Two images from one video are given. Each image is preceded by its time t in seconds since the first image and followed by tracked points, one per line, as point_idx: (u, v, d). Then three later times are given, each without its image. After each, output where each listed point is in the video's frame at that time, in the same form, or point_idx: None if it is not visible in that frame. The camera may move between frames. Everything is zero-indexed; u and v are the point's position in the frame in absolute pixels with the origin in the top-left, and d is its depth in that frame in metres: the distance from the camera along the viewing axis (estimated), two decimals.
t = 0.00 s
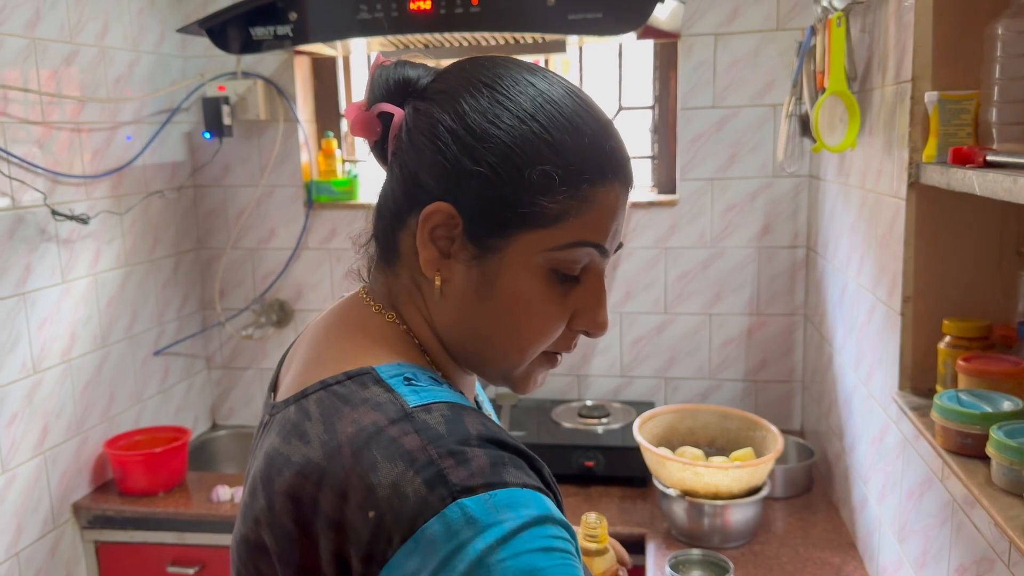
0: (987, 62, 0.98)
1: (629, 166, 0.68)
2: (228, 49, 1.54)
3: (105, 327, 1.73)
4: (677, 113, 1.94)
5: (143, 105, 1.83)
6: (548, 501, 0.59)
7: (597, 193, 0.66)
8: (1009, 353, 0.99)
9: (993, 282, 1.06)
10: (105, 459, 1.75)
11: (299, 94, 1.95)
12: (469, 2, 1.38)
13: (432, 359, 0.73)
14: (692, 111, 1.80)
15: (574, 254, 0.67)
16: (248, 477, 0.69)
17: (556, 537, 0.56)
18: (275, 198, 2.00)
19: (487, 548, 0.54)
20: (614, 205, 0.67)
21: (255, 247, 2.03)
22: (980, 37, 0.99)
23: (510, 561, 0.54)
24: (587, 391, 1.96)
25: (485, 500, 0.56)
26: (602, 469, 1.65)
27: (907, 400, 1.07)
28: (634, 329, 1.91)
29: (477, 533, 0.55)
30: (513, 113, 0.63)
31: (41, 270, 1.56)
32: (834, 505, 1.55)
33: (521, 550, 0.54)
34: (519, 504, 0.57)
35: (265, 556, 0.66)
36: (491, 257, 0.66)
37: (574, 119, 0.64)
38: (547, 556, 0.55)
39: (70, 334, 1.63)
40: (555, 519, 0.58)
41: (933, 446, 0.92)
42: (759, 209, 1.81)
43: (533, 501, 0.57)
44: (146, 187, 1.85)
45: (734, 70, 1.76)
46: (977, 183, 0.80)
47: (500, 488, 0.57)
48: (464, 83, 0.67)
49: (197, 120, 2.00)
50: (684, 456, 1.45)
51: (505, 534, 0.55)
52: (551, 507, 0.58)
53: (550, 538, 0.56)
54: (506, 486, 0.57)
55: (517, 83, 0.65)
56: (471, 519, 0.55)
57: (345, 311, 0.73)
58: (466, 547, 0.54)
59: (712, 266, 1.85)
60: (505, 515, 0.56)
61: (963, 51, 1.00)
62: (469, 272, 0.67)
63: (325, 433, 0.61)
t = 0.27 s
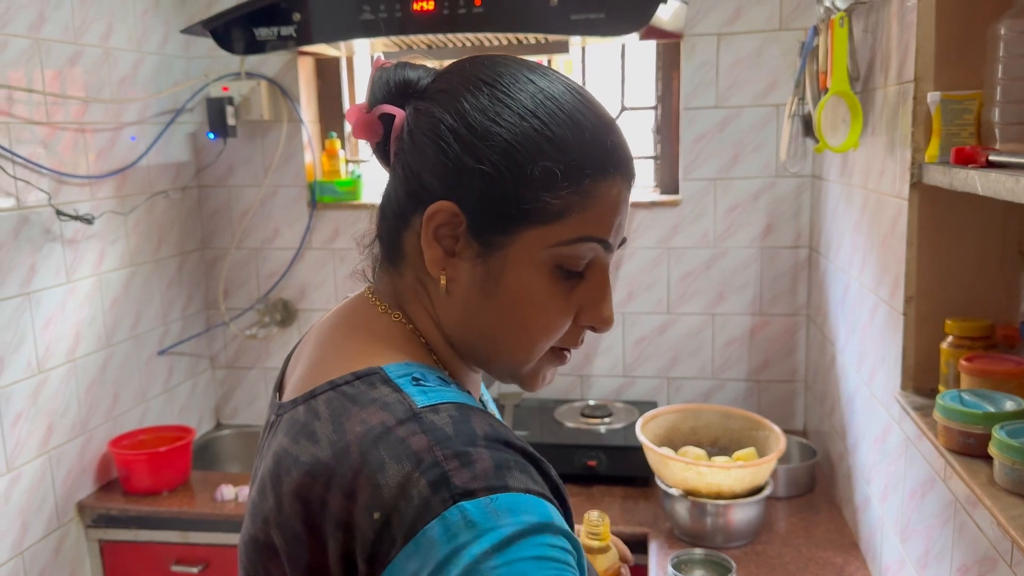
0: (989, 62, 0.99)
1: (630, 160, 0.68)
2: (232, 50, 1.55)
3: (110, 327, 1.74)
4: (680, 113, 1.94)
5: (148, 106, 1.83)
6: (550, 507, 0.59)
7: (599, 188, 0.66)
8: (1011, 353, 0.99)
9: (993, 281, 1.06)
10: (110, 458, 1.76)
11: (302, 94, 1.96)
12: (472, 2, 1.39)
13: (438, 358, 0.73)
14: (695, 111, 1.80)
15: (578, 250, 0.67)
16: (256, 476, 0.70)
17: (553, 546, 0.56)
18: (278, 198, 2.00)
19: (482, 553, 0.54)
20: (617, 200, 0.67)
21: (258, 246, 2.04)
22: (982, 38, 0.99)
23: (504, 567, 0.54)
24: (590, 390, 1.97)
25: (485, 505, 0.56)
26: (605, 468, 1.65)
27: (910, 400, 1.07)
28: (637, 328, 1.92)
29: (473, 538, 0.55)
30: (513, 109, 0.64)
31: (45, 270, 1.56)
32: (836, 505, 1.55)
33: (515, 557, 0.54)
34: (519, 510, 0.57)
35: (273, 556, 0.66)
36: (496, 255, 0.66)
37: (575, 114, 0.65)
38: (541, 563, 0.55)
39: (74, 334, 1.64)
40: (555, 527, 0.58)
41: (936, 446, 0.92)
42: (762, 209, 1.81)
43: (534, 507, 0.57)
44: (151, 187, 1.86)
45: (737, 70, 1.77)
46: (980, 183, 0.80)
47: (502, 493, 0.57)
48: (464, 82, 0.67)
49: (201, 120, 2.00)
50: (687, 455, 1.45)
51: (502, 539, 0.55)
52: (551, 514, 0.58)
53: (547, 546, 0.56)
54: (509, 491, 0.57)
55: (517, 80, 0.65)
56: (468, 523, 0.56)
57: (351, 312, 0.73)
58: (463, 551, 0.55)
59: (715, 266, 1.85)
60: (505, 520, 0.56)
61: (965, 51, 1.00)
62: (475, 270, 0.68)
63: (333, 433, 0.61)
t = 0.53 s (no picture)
0: (991, 61, 0.98)
1: (623, 155, 0.68)
2: (233, 49, 1.54)
3: (111, 327, 1.74)
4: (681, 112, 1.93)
5: (149, 106, 1.83)
6: (547, 506, 0.59)
7: (593, 183, 0.66)
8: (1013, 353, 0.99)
9: (995, 281, 1.06)
10: (111, 458, 1.76)
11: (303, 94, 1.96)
12: (473, 2, 1.39)
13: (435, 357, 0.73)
14: (697, 111, 1.80)
15: (573, 246, 0.66)
16: (253, 475, 0.69)
17: (551, 544, 0.56)
18: (280, 198, 2.00)
19: (479, 551, 0.54)
20: (612, 195, 0.67)
21: (260, 247, 2.04)
22: (984, 37, 0.99)
23: (503, 565, 0.54)
24: (591, 391, 1.96)
25: (480, 503, 0.56)
26: (606, 469, 1.65)
27: (912, 400, 1.07)
28: (638, 328, 1.91)
29: (469, 536, 0.55)
30: (505, 106, 0.64)
31: (46, 270, 1.56)
32: (838, 505, 1.55)
33: (512, 555, 0.54)
34: (516, 508, 0.56)
35: (270, 556, 0.66)
36: (490, 253, 0.66)
37: (567, 109, 0.65)
38: (540, 562, 0.54)
39: (75, 334, 1.64)
40: (552, 525, 0.57)
41: (937, 446, 0.92)
42: (764, 209, 1.81)
43: (531, 505, 0.57)
44: (152, 187, 1.86)
45: (738, 70, 1.76)
46: (981, 182, 0.80)
47: (498, 491, 0.57)
48: (455, 81, 0.67)
49: (202, 121, 2.00)
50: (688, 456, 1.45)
51: (499, 537, 0.54)
52: (548, 513, 0.58)
53: (546, 545, 0.56)
54: (504, 490, 0.57)
55: (508, 78, 0.65)
56: (464, 521, 0.55)
57: (349, 312, 0.73)
58: (459, 549, 0.54)
59: (716, 266, 1.85)
60: (501, 518, 0.56)
61: (967, 51, 1.00)
62: (470, 269, 0.67)
63: (329, 432, 0.61)
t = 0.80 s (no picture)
0: (992, 60, 0.98)
1: (609, 140, 0.68)
2: (233, 49, 1.54)
3: (111, 327, 1.74)
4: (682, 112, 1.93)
5: (149, 106, 1.83)
6: (541, 502, 0.59)
7: (575, 167, 0.65)
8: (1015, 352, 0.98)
9: (997, 280, 1.05)
10: (112, 458, 1.76)
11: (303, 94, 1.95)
12: (473, 2, 1.38)
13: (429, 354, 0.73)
14: (698, 110, 1.79)
15: (557, 230, 0.65)
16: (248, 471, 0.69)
17: (547, 540, 0.56)
18: (280, 197, 2.00)
19: (477, 547, 0.54)
20: (597, 178, 0.66)
21: (260, 246, 2.04)
22: (985, 36, 0.99)
23: (501, 561, 0.54)
24: (592, 390, 1.96)
25: (475, 499, 0.56)
26: (607, 468, 1.65)
27: (913, 399, 1.06)
28: (639, 328, 1.91)
29: (466, 531, 0.55)
30: (481, 94, 0.64)
31: (46, 270, 1.56)
32: (839, 505, 1.54)
33: (509, 551, 0.54)
34: (510, 505, 0.56)
35: (265, 553, 0.66)
36: (474, 242, 0.66)
37: (546, 98, 0.64)
38: (536, 557, 0.55)
39: (76, 334, 1.64)
40: (547, 521, 0.58)
41: (938, 445, 0.92)
42: (765, 208, 1.80)
43: (525, 502, 0.57)
44: (152, 187, 1.86)
45: (739, 69, 1.76)
46: (982, 181, 0.80)
47: (492, 488, 0.57)
48: (437, 76, 0.67)
49: (202, 120, 2.00)
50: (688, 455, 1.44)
51: (495, 533, 0.54)
52: (542, 509, 0.58)
53: (542, 541, 0.56)
54: (498, 485, 0.57)
55: (487, 69, 0.65)
56: (460, 517, 0.55)
57: (346, 310, 0.73)
58: (455, 544, 0.54)
59: (717, 265, 1.85)
60: (496, 514, 0.56)
61: (968, 49, 0.99)
62: (455, 259, 0.67)
63: (322, 428, 0.61)
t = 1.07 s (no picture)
0: (993, 59, 0.98)
1: (615, 145, 0.69)
2: (234, 50, 1.54)
3: (112, 328, 1.74)
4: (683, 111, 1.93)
5: (149, 106, 1.83)
6: (534, 502, 0.59)
7: (584, 167, 0.65)
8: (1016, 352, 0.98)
9: (999, 279, 1.05)
10: (113, 459, 1.75)
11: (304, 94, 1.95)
12: (474, 2, 1.38)
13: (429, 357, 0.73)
14: (698, 109, 1.79)
15: (563, 229, 0.66)
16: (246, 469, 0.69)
17: (540, 540, 0.57)
18: (281, 197, 2.00)
19: (470, 546, 0.54)
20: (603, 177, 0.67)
21: (261, 247, 2.04)
22: (986, 35, 0.98)
23: (494, 560, 0.54)
24: (593, 390, 1.96)
25: (468, 498, 0.56)
26: (608, 468, 1.65)
27: (914, 398, 1.06)
28: (639, 328, 1.91)
29: (459, 529, 0.55)
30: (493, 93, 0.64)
31: (47, 270, 1.56)
32: (840, 505, 1.54)
33: (503, 550, 0.55)
34: (503, 504, 0.57)
35: (262, 551, 0.66)
36: (483, 240, 0.66)
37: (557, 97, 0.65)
38: (529, 557, 0.55)
39: (76, 334, 1.64)
40: (541, 521, 0.58)
41: (940, 444, 0.92)
42: (766, 208, 1.80)
43: (518, 501, 0.58)
44: (153, 187, 1.86)
45: (740, 68, 1.76)
46: (984, 180, 0.80)
47: (485, 487, 0.57)
48: (446, 75, 0.67)
49: (203, 120, 2.00)
50: (690, 455, 1.44)
51: (489, 532, 0.55)
52: (535, 509, 0.59)
53: (536, 541, 0.56)
54: (492, 485, 0.57)
55: (497, 69, 0.66)
56: (453, 515, 0.55)
57: (346, 308, 0.73)
58: (449, 542, 0.55)
59: (718, 265, 1.85)
60: (489, 513, 0.56)
61: (969, 48, 0.99)
62: (463, 257, 0.67)
63: (317, 426, 0.61)
